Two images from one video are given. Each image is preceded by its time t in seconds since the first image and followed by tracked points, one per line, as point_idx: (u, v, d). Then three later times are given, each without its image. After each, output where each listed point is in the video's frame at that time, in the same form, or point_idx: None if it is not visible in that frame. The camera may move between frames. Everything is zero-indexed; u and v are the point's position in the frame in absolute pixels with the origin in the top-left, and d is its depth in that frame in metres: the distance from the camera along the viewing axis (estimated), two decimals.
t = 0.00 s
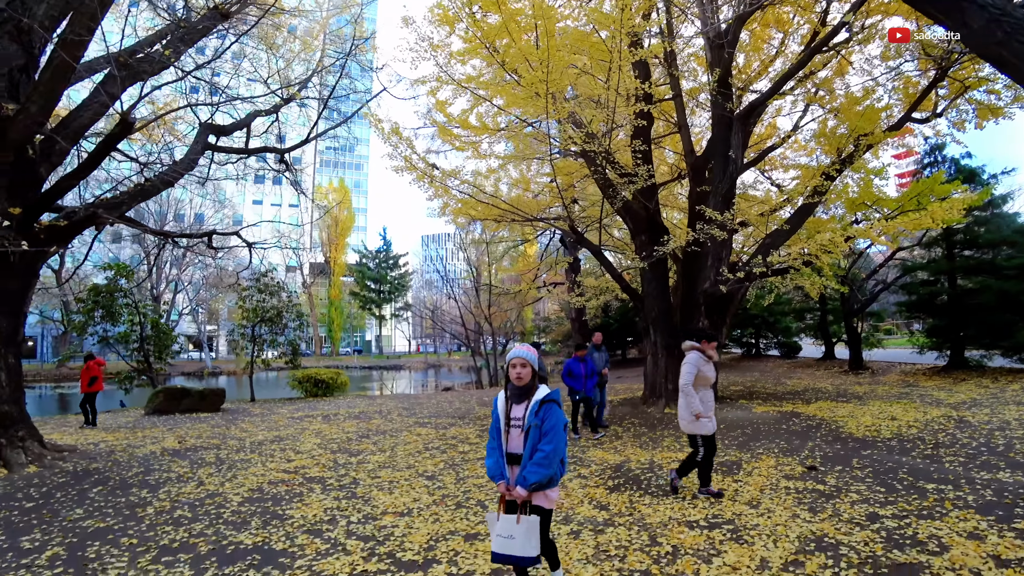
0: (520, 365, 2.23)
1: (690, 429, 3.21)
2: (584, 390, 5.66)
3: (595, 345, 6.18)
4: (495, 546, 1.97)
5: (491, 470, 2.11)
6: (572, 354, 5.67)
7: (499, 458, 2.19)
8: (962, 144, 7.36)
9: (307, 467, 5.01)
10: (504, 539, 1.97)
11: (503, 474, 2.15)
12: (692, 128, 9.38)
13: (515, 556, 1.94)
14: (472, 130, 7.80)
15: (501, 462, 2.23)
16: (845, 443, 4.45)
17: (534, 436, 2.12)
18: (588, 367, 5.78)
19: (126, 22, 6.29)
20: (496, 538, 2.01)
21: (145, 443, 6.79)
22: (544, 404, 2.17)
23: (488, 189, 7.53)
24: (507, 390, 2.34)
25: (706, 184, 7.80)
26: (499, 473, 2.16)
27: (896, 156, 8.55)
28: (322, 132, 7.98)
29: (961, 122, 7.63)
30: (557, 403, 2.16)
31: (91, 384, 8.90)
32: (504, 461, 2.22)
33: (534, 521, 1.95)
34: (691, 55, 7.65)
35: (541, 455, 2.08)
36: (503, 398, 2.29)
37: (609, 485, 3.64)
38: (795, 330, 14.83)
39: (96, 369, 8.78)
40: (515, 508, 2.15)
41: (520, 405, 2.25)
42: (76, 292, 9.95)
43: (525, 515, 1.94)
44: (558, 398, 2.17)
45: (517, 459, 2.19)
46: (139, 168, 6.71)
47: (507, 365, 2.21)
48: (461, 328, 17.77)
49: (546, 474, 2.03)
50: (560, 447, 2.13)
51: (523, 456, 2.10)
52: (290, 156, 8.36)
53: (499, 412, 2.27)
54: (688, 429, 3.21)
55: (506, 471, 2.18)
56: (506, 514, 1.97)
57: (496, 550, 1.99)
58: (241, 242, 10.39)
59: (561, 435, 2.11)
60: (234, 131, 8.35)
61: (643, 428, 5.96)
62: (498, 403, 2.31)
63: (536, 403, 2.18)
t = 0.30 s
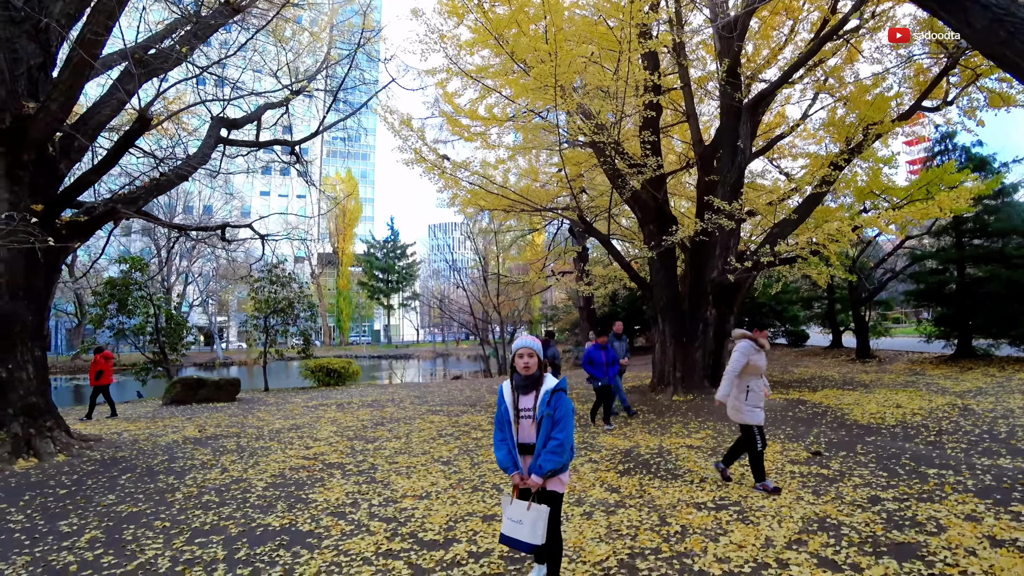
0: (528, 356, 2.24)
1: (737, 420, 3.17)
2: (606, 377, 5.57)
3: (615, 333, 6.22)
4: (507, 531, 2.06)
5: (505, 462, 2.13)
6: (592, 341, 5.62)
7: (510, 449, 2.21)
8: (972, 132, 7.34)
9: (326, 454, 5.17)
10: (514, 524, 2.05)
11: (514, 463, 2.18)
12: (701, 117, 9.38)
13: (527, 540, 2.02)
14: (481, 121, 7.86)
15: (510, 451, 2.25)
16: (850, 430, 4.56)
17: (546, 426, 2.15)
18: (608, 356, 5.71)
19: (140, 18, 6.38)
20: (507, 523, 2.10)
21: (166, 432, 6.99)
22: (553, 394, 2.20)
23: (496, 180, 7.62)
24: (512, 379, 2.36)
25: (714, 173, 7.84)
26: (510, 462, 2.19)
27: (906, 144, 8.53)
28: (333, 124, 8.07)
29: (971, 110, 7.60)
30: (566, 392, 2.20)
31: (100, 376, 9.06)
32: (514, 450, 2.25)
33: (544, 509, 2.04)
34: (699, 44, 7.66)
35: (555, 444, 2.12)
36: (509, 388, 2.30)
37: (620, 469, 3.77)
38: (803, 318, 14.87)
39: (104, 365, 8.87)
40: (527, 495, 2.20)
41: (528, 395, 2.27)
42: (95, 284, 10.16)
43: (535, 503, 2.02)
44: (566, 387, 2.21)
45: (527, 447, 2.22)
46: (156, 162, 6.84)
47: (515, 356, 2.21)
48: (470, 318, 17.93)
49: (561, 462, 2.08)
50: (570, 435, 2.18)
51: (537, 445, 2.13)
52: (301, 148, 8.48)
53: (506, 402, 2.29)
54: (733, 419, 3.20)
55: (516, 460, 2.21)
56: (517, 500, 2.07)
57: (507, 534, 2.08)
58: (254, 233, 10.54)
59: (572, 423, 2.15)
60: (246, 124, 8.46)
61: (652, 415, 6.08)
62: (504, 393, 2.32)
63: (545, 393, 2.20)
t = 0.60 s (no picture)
0: (542, 350, 2.20)
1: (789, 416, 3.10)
2: (623, 370, 5.49)
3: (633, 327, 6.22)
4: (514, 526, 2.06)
5: (511, 456, 2.10)
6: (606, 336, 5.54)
7: (518, 443, 2.18)
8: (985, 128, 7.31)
9: (339, 440, 5.31)
10: (521, 520, 2.04)
11: (521, 459, 2.14)
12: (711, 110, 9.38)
13: (533, 537, 2.01)
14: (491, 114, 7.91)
15: (518, 446, 2.22)
16: (853, 424, 4.63)
17: (555, 423, 2.11)
18: (624, 349, 5.66)
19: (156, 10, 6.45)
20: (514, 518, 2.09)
21: (182, 418, 7.17)
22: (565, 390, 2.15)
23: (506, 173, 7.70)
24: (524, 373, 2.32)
25: (723, 168, 7.87)
26: (517, 457, 2.15)
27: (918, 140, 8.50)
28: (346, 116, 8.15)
29: (984, 106, 7.56)
30: (577, 389, 2.15)
31: (107, 363, 9.20)
32: (522, 445, 2.21)
33: (549, 507, 2.02)
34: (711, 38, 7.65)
35: (563, 441, 2.08)
36: (521, 381, 2.26)
37: (626, 459, 3.87)
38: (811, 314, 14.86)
39: (110, 352, 9.00)
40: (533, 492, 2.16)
41: (540, 388, 2.23)
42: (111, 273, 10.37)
43: (540, 500, 2.00)
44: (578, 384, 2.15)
45: (536, 443, 2.18)
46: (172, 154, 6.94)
47: (529, 349, 2.18)
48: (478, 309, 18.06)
49: (567, 461, 2.04)
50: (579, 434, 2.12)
51: (545, 441, 2.09)
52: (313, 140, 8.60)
53: (517, 396, 2.25)
54: (786, 415, 3.11)
55: (523, 456, 2.18)
56: (524, 496, 2.07)
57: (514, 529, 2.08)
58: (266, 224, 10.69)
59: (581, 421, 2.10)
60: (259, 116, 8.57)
61: (658, 407, 6.17)
62: (515, 387, 2.29)
63: (557, 389, 2.16)
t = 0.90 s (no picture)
0: (553, 339, 2.24)
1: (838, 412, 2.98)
2: (637, 361, 5.53)
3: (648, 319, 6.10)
4: (528, 527, 1.89)
5: (521, 446, 2.10)
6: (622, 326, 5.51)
7: (525, 435, 2.19)
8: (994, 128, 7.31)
9: (348, 427, 5.46)
10: (537, 518, 1.91)
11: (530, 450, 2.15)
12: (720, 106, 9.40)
13: (548, 533, 1.91)
14: (500, 107, 7.98)
15: (523, 437, 2.23)
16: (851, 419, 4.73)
17: (566, 414, 2.16)
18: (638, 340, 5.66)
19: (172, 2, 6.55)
20: (523, 519, 1.92)
21: (194, 404, 7.34)
22: (575, 381, 2.21)
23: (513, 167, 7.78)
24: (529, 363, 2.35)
25: (730, 164, 7.92)
26: (525, 448, 2.16)
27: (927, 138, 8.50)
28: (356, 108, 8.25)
29: (994, 105, 7.55)
30: (585, 381, 2.22)
31: (113, 349, 9.35)
32: (528, 436, 2.22)
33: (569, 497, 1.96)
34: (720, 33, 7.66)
35: (573, 432, 2.12)
36: (529, 370, 2.28)
37: (628, 447, 3.98)
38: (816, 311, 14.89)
39: (117, 338, 9.17)
40: (536, 482, 2.18)
41: (547, 379, 2.26)
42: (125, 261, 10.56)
43: (562, 491, 1.93)
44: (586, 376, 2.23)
45: (542, 434, 2.21)
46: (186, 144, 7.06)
47: (543, 338, 2.22)
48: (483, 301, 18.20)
49: (579, 451, 2.08)
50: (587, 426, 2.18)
51: (556, 433, 2.13)
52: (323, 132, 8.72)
53: (525, 386, 2.27)
54: (837, 412, 2.97)
55: (530, 447, 2.19)
56: (540, 494, 1.92)
57: (524, 531, 1.91)
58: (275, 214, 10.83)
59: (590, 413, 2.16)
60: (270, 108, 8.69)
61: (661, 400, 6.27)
62: (521, 377, 2.30)
63: (567, 380, 2.21)
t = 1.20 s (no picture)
0: (548, 336, 2.22)
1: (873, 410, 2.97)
2: (644, 358, 5.45)
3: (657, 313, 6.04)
4: (521, 528, 1.81)
5: (525, 447, 2.07)
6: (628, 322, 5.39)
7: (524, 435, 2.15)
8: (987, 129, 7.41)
9: (349, 416, 5.58)
10: (532, 519, 1.82)
11: (532, 450, 2.12)
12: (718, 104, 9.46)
13: (544, 537, 1.82)
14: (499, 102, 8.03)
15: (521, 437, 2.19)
16: (840, 413, 4.86)
17: (566, 412, 2.17)
18: (644, 336, 5.58)
19: None
20: (517, 520, 1.85)
21: (196, 393, 7.44)
22: (572, 379, 2.22)
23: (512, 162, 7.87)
24: (523, 362, 2.32)
25: (726, 162, 8.02)
26: (527, 447, 2.13)
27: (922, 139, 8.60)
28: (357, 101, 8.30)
29: (988, 107, 7.65)
30: (582, 380, 2.25)
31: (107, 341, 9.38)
32: (527, 436, 2.20)
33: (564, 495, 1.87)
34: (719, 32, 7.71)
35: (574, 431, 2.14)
36: (526, 369, 2.25)
37: (621, 438, 4.10)
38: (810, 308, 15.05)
39: (112, 331, 9.24)
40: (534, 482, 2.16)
41: (543, 378, 2.25)
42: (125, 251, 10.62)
43: (560, 491, 1.85)
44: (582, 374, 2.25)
45: (541, 433, 2.20)
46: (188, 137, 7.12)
47: (542, 336, 2.19)
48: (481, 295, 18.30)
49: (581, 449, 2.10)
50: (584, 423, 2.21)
51: (560, 433, 2.13)
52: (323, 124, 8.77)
53: (524, 385, 2.23)
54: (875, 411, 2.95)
55: (530, 446, 2.17)
56: (536, 493, 1.84)
57: (517, 532, 1.83)
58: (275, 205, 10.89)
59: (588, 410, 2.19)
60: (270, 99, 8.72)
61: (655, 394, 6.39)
62: (518, 376, 2.25)
63: (566, 377, 2.22)
